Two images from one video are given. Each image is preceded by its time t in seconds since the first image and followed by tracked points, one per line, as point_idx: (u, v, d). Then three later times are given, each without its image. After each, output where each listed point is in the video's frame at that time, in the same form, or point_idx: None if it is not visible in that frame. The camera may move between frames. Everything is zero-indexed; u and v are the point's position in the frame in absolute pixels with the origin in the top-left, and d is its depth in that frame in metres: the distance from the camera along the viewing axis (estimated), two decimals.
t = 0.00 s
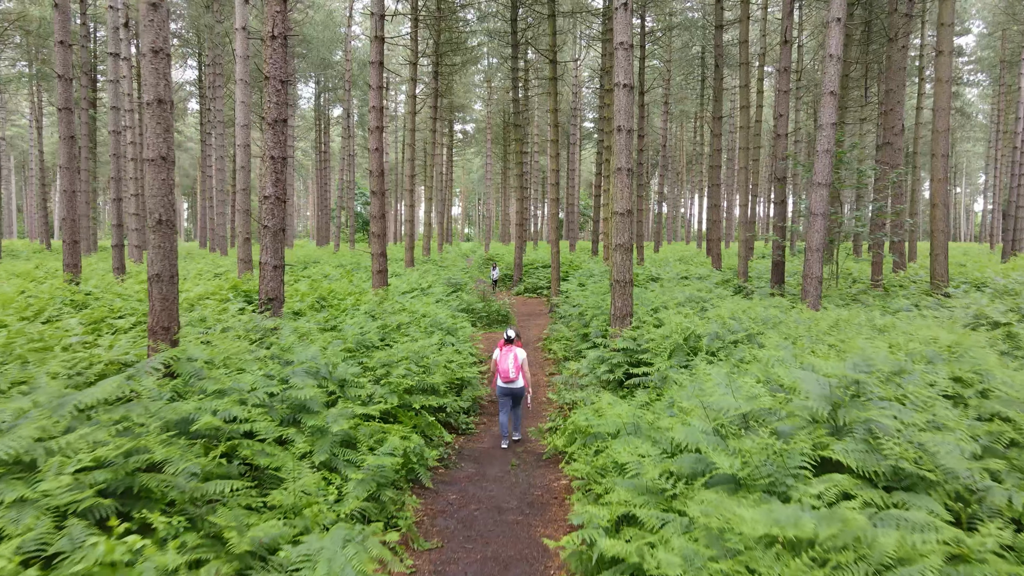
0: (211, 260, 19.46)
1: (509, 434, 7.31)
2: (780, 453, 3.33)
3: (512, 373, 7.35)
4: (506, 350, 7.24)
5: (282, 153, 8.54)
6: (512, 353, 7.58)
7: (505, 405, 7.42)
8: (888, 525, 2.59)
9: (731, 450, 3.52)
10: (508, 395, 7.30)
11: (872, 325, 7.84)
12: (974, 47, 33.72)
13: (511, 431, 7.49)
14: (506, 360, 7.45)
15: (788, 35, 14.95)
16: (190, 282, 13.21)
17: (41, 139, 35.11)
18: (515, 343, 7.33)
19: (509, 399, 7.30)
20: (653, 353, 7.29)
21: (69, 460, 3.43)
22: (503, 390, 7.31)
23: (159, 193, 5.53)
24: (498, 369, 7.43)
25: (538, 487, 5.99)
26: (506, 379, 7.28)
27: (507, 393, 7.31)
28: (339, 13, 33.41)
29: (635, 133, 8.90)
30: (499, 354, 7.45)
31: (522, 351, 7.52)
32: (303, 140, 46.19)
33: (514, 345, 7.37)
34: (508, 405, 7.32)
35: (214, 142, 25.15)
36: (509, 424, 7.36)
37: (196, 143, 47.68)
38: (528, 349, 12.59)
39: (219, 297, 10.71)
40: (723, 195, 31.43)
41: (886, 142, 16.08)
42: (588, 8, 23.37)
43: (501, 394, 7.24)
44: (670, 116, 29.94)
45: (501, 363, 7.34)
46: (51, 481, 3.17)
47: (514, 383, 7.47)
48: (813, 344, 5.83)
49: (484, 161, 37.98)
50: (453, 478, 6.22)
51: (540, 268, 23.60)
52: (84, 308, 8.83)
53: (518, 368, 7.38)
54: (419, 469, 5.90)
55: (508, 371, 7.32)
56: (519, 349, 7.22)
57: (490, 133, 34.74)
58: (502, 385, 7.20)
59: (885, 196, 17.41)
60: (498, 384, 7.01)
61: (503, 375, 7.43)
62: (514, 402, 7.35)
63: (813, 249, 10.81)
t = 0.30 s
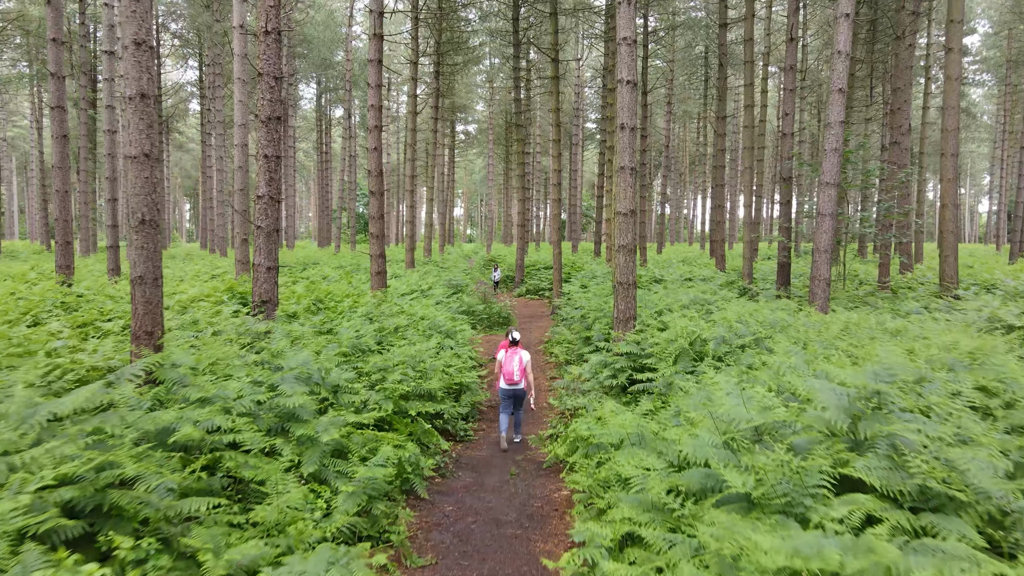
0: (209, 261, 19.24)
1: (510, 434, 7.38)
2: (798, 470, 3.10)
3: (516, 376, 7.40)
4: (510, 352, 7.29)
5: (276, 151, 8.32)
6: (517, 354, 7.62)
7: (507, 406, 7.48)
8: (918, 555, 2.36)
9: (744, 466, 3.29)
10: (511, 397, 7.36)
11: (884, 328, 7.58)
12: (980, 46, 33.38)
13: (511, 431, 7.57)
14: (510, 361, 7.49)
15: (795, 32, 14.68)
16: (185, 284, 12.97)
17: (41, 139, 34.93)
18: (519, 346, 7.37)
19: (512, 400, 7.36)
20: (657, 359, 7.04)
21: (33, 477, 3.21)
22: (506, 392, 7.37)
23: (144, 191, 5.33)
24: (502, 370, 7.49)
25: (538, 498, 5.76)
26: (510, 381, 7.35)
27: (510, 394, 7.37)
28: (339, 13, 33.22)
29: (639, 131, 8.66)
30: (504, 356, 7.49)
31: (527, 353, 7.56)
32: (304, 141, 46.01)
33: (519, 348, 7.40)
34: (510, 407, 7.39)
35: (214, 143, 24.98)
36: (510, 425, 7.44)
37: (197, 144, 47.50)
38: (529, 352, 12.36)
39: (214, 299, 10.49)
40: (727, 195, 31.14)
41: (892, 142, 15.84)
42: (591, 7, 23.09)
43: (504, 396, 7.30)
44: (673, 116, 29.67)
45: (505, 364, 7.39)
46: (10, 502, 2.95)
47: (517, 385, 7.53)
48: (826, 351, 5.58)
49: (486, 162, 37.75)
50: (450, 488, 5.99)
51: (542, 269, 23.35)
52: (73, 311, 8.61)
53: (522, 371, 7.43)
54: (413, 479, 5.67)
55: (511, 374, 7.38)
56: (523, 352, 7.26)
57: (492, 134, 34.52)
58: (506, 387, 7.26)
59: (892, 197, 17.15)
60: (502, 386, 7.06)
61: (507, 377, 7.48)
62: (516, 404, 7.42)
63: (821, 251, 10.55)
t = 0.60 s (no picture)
0: (208, 263, 19.02)
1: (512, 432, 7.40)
2: (818, 491, 2.83)
3: (518, 374, 7.45)
4: (513, 350, 7.36)
5: (269, 149, 8.09)
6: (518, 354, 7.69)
7: (509, 405, 7.51)
8: None
9: (760, 485, 3.02)
10: (514, 395, 7.41)
11: (897, 333, 7.30)
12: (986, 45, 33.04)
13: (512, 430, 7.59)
14: (511, 361, 7.55)
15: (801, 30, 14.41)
16: (180, 285, 12.75)
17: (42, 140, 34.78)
18: (521, 344, 7.44)
19: (514, 399, 7.40)
20: (663, 363, 6.77)
21: None
22: (508, 391, 7.41)
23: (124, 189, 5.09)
24: (504, 369, 7.54)
25: (538, 511, 5.49)
26: (513, 379, 7.40)
27: (512, 393, 7.41)
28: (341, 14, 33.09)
29: (643, 128, 8.39)
30: (505, 355, 7.55)
31: (528, 353, 7.63)
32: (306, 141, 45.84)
33: (521, 346, 7.47)
34: (513, 405, 7.42)
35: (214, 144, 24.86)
36: (512, 423, 7.47)
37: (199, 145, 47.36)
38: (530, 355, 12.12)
39: (208, 301, 10.25)
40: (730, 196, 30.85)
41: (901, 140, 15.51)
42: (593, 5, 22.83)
43: (507, 393, 7.35)
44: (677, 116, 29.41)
45: (508, 363, 7.45)
46: None
47: (519, 384, 7.58)
48: (841, 357, 5.31)
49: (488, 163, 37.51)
50: (446, 500, 5.72)
51: (544, 270, 23.10)
52: (60, 314, 8.38)
53: (524, 370, 7.48)
54: (407, 491, 5.41)
55: (513, 372, 7.43)
56: (526, 349, 7.33)
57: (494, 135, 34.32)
58: (508, 385, 7.31)
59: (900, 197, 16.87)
60: (506, 383, 7.12)
61: (509, 376, 7.52)
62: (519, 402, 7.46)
63: (830, 251, 10.26)
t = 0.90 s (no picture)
0: (203, 266, 18.74)
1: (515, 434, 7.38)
2: (846, 516, 2.54)
3: (518, 376, 7.38)
4: (511, 354, 7.27)
5: (259, 146, 7.81)
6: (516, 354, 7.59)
7: (510, 407, 7.46)
8: None
9: (781, 510, 2.73)
10: (514, 398, 7.36)
11: (911, 338, 7.01)
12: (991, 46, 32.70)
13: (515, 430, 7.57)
14: (509, 363, 7.47)
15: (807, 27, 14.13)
16: (172, 287, 12.48)
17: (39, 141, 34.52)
18: (519, 346, 7.34)
19: (515, 401, 7.36)
20: (668, 369, 6.48)
21: None
22: (508, 394, 7.36)
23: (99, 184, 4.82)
24: (503, 372, 7.48)
25: (537, 526, 5.20)
26: (512, 382, 7.34)
27: (513, 395, 7.35)
28: (341, 14, 32.87)
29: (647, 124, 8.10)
30: (504, 357, 7.46)
31: (526, 353, 7.53)
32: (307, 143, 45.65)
33: (519, 348, 7.37)
34: (514, 407, 7.38)
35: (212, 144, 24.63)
36: (514, 424, 7.45)
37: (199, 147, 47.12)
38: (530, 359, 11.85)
39: (198, 303, 9.97)
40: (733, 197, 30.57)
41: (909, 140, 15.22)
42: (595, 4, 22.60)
43: (507, 397, 7.29)
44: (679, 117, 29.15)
45: (506, 366, 7.37)
46: None
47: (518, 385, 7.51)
48: (857, 365, 5.01)
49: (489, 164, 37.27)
50: (441, 513, 5.43)
51: (544, 272, 22.81)
52: (43, 317, 8.11)
53: (523, 371, 7.40)
54: (399, 504, 5.13)
55: (513, 374, 7.36)
56: (524, 353, 7.24)
57: (494, 135, 34.08)
58: (508, 389, 7.25)
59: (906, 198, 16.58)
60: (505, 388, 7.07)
61: (508, 378, 7.45)
62: (520, 404, 7.41)
63: (839, 253, 9.95)
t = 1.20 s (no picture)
0: (198, 267, 18.45)
1: (515, 434, 7.32)
2: (886, 549, 2.23)
3: (518, 376, 7.33)
4: (511, 352, 7.25)
5: (248, 142, 7.53)
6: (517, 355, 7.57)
7: (511, 407, 7.40)
8: None
9: (810, 539, 2.42)
10: (514, 397, 7.30)
11: (927, 341, 6.73)
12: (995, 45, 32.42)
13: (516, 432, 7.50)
14: (511, 363, 7.44)
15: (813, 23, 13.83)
16: (163, 289, 12.18)
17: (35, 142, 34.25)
18: (520, 346, 7.31)
19: (515, 401, 7.31)
20: (675, 374, 6.18)
21: None
22: (508, 394, 7.31)
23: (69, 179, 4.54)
24: (504, 372, 7.44)
25: (537, 542, 4.89)
26: (512, 381, 7.30)
27: (513, 395, 7.30)
28: (340, 13, 32.60)
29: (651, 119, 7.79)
30: (505, 357, 7.44)
31: (528, 354, 7.49)
32: (306, 143, 45.39)
33: (520, 348, 7.34)
34: (514, 407, 7.32)
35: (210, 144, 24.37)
36: (515, 425, 7.39)
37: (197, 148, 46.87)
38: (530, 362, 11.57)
39: (188, 306, 9.67)
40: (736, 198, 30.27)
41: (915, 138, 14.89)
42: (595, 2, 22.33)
43: (507, 397, 7.25)
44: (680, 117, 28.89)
45: (507, 365, 7.34)
46: None
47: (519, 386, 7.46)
48: (877, 372, 4.71)
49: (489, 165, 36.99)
50: (435, 527, 5.14)
51: (545, 273, 22.53)
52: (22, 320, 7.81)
53: (524, 371, 7.36)
54: (390, 518, 4.84)
55: (513, 374, 7.32)
56: (524, 352, 7.21)
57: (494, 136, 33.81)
58: (508, 388, 7.21)
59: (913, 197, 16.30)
60: (505, 387, 7.05)
61: (509, 378, 7.40)
62: (520, 405, 7.35)
63: (848, 253, 9.66)
